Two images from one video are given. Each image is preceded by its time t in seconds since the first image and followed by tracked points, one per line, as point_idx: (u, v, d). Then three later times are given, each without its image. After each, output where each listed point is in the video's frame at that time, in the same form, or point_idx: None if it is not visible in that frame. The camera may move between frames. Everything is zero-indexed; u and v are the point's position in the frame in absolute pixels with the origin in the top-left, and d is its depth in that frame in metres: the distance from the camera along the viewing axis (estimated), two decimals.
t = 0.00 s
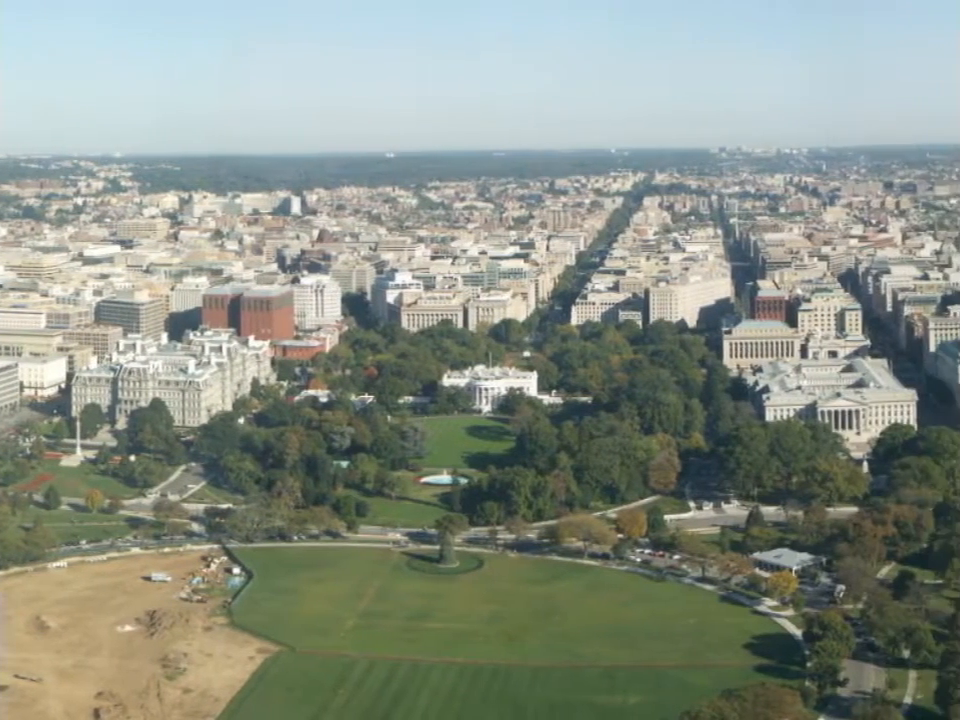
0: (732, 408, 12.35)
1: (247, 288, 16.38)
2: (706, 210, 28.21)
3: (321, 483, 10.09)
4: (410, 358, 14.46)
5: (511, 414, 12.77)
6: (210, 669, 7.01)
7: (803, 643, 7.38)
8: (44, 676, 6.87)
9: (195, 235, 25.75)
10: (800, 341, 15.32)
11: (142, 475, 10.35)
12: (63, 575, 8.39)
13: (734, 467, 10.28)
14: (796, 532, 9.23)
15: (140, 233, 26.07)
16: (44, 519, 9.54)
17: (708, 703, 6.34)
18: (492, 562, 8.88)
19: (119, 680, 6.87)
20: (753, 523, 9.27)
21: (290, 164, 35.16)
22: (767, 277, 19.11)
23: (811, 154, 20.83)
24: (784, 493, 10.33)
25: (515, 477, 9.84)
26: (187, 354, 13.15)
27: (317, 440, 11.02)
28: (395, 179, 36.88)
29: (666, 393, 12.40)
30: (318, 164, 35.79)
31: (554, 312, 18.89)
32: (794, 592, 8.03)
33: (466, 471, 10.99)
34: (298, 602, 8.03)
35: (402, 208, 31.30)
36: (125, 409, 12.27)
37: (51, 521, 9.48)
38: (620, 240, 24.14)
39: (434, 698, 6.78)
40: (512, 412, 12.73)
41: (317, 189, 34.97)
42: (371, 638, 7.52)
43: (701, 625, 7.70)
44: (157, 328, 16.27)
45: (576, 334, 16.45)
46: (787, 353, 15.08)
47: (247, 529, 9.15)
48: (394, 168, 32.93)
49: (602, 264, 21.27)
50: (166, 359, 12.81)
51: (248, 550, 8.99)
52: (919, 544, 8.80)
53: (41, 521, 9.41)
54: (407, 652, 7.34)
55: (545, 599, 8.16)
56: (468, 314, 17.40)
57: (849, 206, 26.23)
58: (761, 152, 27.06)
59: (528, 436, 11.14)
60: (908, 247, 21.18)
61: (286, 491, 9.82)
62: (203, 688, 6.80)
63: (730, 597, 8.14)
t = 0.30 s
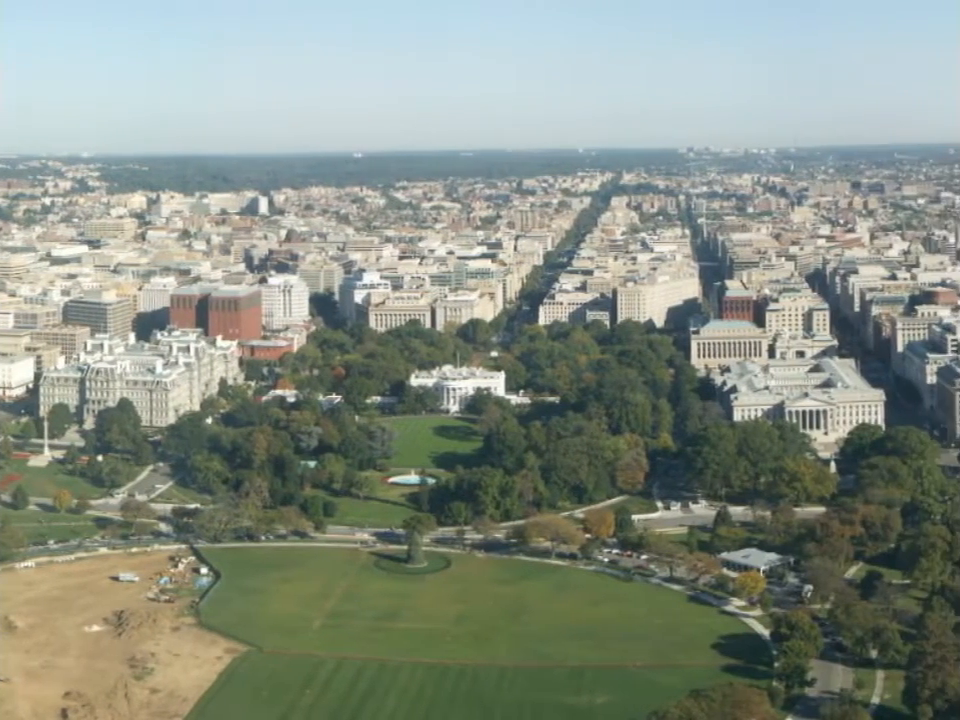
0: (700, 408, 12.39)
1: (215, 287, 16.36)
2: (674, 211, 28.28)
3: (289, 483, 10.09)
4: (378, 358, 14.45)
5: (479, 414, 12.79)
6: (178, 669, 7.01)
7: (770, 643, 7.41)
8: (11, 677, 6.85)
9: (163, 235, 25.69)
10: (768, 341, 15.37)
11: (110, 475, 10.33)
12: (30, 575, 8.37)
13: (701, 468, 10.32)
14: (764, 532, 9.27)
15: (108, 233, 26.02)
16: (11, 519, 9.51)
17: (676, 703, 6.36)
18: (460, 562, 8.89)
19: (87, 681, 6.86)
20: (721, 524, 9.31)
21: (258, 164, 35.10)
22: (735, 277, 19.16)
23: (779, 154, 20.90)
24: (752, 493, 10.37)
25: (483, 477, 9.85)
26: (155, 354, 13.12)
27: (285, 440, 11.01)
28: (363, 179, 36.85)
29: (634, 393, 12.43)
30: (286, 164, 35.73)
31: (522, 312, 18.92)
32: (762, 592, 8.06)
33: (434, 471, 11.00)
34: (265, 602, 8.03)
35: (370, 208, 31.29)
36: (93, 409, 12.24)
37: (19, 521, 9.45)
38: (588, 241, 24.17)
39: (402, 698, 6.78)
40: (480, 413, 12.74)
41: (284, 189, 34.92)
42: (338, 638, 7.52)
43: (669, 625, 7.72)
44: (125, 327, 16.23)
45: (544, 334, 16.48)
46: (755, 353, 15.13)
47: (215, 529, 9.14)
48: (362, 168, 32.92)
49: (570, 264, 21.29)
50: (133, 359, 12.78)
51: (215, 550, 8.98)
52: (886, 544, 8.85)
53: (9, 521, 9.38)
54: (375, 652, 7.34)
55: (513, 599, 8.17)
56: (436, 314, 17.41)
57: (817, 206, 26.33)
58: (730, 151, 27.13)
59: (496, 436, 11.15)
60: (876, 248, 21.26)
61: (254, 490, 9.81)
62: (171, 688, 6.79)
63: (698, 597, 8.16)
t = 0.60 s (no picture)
0: (668, 408, 12.43)
1: (183, 287, 16.32)
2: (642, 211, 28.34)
3: (257, 483, 10.08)
4: (346, 358, 14.44)
5: (447, 414, 12.79)
6: (146, 669, 6.99)
7: (738, 642, 7.43)
8: None
9: (131, 235, 25.62)
10: (736, 341, 15.41)
11: (78, 475, 10.30)
12: None
13: (669, 468, 10.34)
14: (732, 532, 9.31)
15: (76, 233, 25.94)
16: None
17: (644, 703, 6.38)
18: (428, 562, 8.89)
19: (55, 680, 6.84)
20: (689, 524, 9.33)
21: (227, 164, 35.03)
22: (704, 277, 19.21)
23: (746, 154, 20.96)
24: (720, 493, 10.41)
25: (452, 478, 9.86)
26: (123, 354, 13.08)
27: (253, 440, 11.00)
28: (332, 179, 36.81)
29: (603, 393, 12.46)
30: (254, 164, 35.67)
31: (491, 312, 18.94)
32: (730, 591, 8.09)
33: (402, 471, 11.00)
34: (233, 602, 8.02)
35: (338, 208, 31.26)
36: (61, 409, 12.21)
37: None
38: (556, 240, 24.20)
39: (370, 698, 6.78)
40: (448, 413, 12.75)
41: (253, 189, 34.86)
42: (306, 638, 7.52)
43: (637, 625, 7.75)
44: (93, 327, 16.19)
45: (512, 334, 16.49)
46: (723, 353, 15.18)
47: (183, 529, 9.13)
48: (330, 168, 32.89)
49: (539, 264, 21.32)
50: (101, 359, 12.74)
51: (183, 550, 8.96)
52: (855, 544, 8.88)
53: None
54: (343, 652, 7.34)
55: (481, 599, 8.18)
56: (405, 314, 17.41)
57: (785, 206, 26.42)
58: (698, 151, 27.19)
59: (464, 436, 11.16)
60: (844, 248, 21.35)
61: (222, 490, 9.79)
62: (139, 688, 6.77)
63: (666, 597, 8.19)
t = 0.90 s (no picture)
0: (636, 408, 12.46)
1: (150, 287, 16.28)
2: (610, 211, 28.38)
3: (225, 483, 10.07)
4: (313, 358, 14.43)
5: (415, 414, 12.79)
6: (114, 669, 6.98)
7: (705, 642, 7.47)
8: None
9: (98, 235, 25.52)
10: (704, 341, 15.45)
11: (46, 476, 10.27)
12: None
13: (637, 468, 10.37)
14: (700, 531, 9.34)
15: (43, 232, 25.84)
16: None
17: (613, 702, 6.40)
18: (396, 562, 8.90)
19: (22, 680, 6.83)
20: (657, 524, 9.36)
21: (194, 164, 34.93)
22: (671, 276, 19.25)
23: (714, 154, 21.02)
24: (688, 493, 10.44)
25: (419, 478, 9.87)
26: (91, 354, 13.04)
27: (220, 440, 10.98)
28: (300, 179, 36.76)
29: (571, 392, 12.48)
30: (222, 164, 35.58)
31: (459, 312, 18.95)
32: (697, 592, 8.12)
33: (370, 471, 11.00)
34: (201, 602, 8.01)
35: (306, 208, 31.22)
36: (29, 409, 12.17)
37: None
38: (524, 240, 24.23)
39: (338, 698, 6.78)
40: (416, 413, 12.75)
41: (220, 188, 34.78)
42: (274, 638, 7.52)
43: (605, 625, 7.77)
44: (61, 327, 16.14)
45: (480, 334, 16.50)
46: (691, 353, 15.22)
47: (151, 529, 9.11)
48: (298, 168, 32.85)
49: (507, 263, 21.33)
50: (69, 359, 12.71)
51: (151, 550, 8.95)
52: (822, 544, 8.92)
53: None
54: (311, 652, 7.34)
55: (450, 599, 8.20)
56: (372, 314, 17.40)
57: (753, 206, 26.50)
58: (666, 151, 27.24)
59: (432, 436, 11.17)
60: (812, 248, 21.42)
61: (190, 490, 9.78)
62: (107, 688, 6.76)
63: (634, 597, 8.21)
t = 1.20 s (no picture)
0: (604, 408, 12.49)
1: (118, 287, 16.23)
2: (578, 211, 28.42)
3: (193, 483, 10.06)
4: (281, 358, 14.42)
5: (383, 414, 12.79)
6: (82, 669, 6.97)
7: (673, 642, 7.49)
8: None
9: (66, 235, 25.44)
10: (672, 341, 15.49)
11: (13, 476, 10.24)
12: None
13: (605, 467, 10.40)
14: (668, 531, 9.37)
15: (10, 232, 25.75)
16: None
17: (581, 702, 6.42)
18: (365, 562, 8.90)
19: None
20: (624, 523, 9.39)
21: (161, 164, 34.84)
22: (639, 276, 19.30)
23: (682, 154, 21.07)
24: (656, 492, 10.48)
25: (388, 478, 9.87)
26: (59, 354, 13.01)
27: (189, 439, 10.97)
28: (268, 179, 36.72)
29: (539, 392, 12.51)
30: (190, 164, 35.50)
31: (427, 311, 18.96)
32: (666, 591, 8.14)
33: (338, 471, 11.00)
34: (169, 602, 7.99)
35: (274, 208, 31.17)
36: None
37: None
38: (492, 240, 24.25)
39: (305, 698, 6.79)
40: (384, 412, 12.75)
41: (188, 188, 34.69)
42: (242, 638, 7.51)
43: (573, 625, 7.79)
44: (29, 327, 16.09)
45: (448, 334, 16.52)
46: (659, 353, 15.26)
47: (119, 529, 9.10)
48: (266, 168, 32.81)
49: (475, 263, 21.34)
50: (37, 359, 12.67)
51: (119, 550, 8.93)
52: (790, 544, 8.96)
53: None
54: (279, 652, 7.34)
55: (418, 599, 8.20)
56: (340, 314, 17.40)
57: (721, 206, 26.58)
58: (634, 151, 27.31)
59: (400, 436, 11.17)
60: (779, 247, 21.50)
61: (158, 490, 9.76)
62: (75, 688, 6.75)
63: (602, 597, 8.24)
